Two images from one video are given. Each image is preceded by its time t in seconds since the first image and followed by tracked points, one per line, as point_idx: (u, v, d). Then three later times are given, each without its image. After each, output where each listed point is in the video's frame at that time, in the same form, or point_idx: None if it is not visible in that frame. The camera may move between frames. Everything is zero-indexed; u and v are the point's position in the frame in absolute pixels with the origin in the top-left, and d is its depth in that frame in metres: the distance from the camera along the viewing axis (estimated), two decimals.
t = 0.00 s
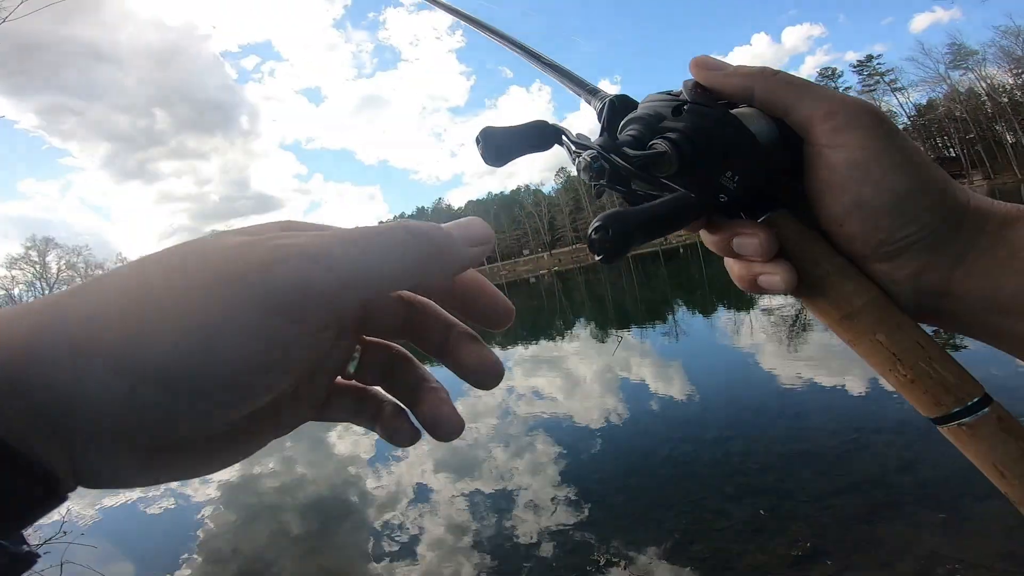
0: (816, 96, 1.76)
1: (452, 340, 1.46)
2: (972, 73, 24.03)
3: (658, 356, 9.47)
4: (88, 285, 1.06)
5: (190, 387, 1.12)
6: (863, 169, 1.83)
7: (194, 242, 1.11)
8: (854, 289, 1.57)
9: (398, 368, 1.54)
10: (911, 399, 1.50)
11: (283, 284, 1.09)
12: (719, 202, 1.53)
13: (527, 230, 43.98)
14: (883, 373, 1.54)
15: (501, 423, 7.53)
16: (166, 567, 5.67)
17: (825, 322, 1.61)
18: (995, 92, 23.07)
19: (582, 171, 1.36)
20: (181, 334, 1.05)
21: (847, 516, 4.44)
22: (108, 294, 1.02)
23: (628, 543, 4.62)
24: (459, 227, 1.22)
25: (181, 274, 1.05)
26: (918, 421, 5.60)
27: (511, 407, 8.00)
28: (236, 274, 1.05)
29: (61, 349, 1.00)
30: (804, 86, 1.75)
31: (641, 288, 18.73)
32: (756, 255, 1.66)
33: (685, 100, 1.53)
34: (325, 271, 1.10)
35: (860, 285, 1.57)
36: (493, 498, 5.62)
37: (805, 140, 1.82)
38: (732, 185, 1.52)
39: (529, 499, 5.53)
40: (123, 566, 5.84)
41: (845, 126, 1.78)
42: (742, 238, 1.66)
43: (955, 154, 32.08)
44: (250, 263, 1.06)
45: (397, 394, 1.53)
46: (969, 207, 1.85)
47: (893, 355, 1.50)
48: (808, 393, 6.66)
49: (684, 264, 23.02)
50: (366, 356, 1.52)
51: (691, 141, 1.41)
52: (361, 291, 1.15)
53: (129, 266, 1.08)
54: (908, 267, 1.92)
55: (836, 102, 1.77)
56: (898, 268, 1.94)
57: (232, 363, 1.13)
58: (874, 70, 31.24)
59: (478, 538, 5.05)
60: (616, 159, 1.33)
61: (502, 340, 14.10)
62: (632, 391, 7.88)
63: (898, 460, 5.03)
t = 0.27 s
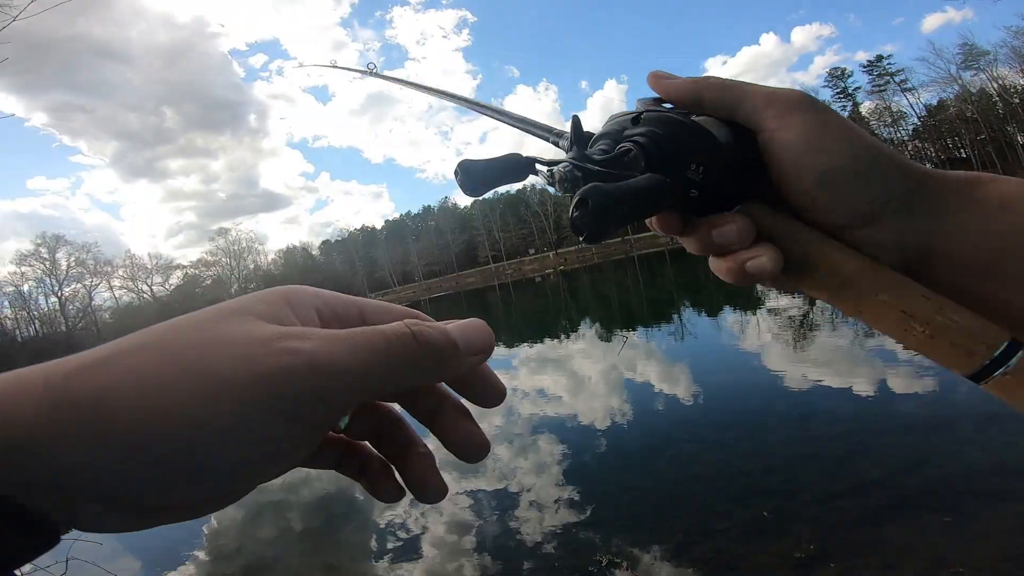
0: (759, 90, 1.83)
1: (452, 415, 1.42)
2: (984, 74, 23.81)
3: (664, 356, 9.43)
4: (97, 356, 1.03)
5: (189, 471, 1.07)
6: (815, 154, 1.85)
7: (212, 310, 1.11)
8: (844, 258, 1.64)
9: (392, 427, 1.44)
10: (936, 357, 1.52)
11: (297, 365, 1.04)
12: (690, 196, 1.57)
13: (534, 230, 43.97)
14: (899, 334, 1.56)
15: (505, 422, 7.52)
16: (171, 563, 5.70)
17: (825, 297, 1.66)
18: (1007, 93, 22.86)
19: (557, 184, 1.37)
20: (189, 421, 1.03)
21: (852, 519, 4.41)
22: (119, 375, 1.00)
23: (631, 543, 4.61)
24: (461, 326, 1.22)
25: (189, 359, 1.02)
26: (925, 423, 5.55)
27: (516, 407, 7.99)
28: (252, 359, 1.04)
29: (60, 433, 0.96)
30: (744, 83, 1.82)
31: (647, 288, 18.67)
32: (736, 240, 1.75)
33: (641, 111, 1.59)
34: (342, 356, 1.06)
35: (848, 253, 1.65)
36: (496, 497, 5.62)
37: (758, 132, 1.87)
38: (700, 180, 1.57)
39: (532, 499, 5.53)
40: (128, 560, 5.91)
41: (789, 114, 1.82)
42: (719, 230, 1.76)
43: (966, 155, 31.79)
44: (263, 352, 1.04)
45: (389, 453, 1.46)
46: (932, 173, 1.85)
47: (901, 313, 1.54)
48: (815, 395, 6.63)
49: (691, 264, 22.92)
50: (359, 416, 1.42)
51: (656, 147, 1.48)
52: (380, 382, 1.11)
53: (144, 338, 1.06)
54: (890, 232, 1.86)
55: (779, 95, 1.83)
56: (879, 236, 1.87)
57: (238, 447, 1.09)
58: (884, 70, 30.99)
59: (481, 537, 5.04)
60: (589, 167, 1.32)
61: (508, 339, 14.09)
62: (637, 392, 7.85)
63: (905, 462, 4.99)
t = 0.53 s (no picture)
0: (780, 80, 1.63)
1: (455, 424, 1.36)
2: (990, 76, 23.74)
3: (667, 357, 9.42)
4: (106, 369, 0.98)
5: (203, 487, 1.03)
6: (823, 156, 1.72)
7: (226, 321, 1.06)
8: (810, 264, 1.54)
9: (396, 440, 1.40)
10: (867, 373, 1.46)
11: (313, 386, 0.99)
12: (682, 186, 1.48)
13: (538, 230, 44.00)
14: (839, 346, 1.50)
15: (507, 422, 7.52)
16: (173, 561, 5.73)
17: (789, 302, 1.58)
18: (1013, 95, 22.77)
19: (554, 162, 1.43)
20: (202, 438, 0.98)
21: (855, 522, 4.38)
22: (129, 390, 0.95)
23: (632, 545, 4.60)
24: (466, 343, 1.15)
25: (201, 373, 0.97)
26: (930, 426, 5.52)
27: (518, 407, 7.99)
28: (266, 378, 0.99)
29: (71, 446, 0.91)
30: (766, 70, 1.62)
31: (651, 289, 18.67)
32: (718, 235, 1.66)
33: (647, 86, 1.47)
34: (360, 379, 1.01)
35: (817, 259, 1.55)
36: (498, 498, 5.62)
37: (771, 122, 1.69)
38: (693, 170, 1.47)
39: (534, 499, 5.52)
40: (130, 560, 5.95)
41: (803, 107, 1.65)
42: (704, 218, 1.65)
43: (971, 156, 31.66)
44: (278, 370, 0.99)
45: (392, 463, 1.42)
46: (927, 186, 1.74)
47: (844, 328, 1.47)
48: (818, 397, 6.61)
49: (695, 266, 22.92)
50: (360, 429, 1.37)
51: (652, 130, 1.35)
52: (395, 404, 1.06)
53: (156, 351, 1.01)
54: (869, 248, 1.81)
55: (796, 89, 1.65)
56: (859, 245, 1.82)
57: (251, 464, 1.04)
58: (890, 72, 30.91)
59: (482, 538, 5.04)
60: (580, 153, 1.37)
61: (511, 340, 14.10)
62: (640, 393, 7.84)
63: (908, 465, 4.96)
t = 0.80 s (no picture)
0: (805, 54, 1.60)
1: (456, 429, 1.36)
2: (994, 78, 23.68)
3: (670, 358, 9.40)
4: (110, 370, 0.97)
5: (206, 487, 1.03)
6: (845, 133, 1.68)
7: (228, 321, 1.06)
8: (825, 242, 1.50)
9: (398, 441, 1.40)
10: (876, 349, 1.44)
11: (316, 386, 1.00)
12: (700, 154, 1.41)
13: (541, 231, 43.99)
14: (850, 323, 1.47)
15: (509, 423, 7.52)
16: (175, 561, 5.73)
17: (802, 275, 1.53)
18: (1019, 96, 22.65)
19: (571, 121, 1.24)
20: (206, 439, 0.98)
21: (858, 523, 4.37)
22: (134, 391, 0.95)
23: (634, 546, 4.59)
24: (463, 345, 1.15)
25: (205, 374, 0.98)
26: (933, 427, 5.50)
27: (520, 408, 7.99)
28: (270, 379, 0.99)
29: (75, 447, 0.91)
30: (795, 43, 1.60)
31: (653, 290, 18.66)
32: (730, 204, 1.58)
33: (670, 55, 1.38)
34: (363, 379, 1.02)
35: (832, 236, 1.51)
36: (500, 499, 5.62)
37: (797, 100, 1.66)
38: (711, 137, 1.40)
39: (536, 500, 5.52)
40: (132, 558, 5.98)
41: (830, 84, 1.62)
42: (718, 186, 1.57)
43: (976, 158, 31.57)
44: (282, 371, 1.00)
45: (394, 464, 1.41)
46: (947, 166, 1.68)
47: (859, 305, 1.43)
48: (821, 398, 6.59)
49: (697, 267, 22.90)
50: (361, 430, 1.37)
51: (672, 96, 1.29)
52: (396, 404, 1.07)
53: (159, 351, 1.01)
54: (881, 225, 1.75)
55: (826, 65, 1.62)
56: (873, 224, 1.77)
57: (254, 465, 1.04)
58: (894, 73, 30.84)
59: (484, 538, 5.03)
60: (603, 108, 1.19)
61: (513, 340, 14.09)
62: (642, 394, 7.83)
63: (912, 467, 4.94)
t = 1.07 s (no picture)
0: None
1: (457, 440, 1.34)
2: (997, 78, 23.64)
3: (671, 359, 9.39)
4: (117, 378, 0.97)
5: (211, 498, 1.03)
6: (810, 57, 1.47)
7: (235, 330, 1.05)
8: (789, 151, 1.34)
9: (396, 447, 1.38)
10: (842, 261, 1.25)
11: (321, 402, 0.99)
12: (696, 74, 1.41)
13: (542, 231, 43.99)
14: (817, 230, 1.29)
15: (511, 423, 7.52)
16: (177, 561, 5.75)
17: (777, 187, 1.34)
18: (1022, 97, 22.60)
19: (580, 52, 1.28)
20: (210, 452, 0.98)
21: (859, 523, 4.37)
22: (141, 399, 0.95)
23: (635, 546, 4.59)
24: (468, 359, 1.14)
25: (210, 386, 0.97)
26: (934, 428, 5.49)
27: (521, 408, 7.99)
28: (274, 393, 0.98)
29: (81, 459, 0.91)
30: None
31: (655, 290, 18.65)
32: (720, 123, 1.46)
33: None
34: (367, 394, 1.01)
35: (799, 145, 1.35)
36: (501, 499, 5.62)
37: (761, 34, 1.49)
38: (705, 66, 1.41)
39: (537, 500, 5.52)
40: (134, 558, 6.01)
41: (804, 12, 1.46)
42: (707, 110, 1.48)
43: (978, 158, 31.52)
44: (287, 386, 0.99)
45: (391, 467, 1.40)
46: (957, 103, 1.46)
47: (826, 212, 1.24)
48: (823, 399, 6.58)
49: (699, 267, 22.87)
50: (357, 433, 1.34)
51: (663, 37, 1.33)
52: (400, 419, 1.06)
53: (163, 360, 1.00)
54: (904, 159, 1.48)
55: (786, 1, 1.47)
56: (847, 144, 1.52)
57: (257, 477, 1.04)
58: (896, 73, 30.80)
59: (485, 538, 5.04)
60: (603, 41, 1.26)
61: (515, 340, 14.10)
62: (644, 394, 7.82)
63: (913, 467, 4.94)
